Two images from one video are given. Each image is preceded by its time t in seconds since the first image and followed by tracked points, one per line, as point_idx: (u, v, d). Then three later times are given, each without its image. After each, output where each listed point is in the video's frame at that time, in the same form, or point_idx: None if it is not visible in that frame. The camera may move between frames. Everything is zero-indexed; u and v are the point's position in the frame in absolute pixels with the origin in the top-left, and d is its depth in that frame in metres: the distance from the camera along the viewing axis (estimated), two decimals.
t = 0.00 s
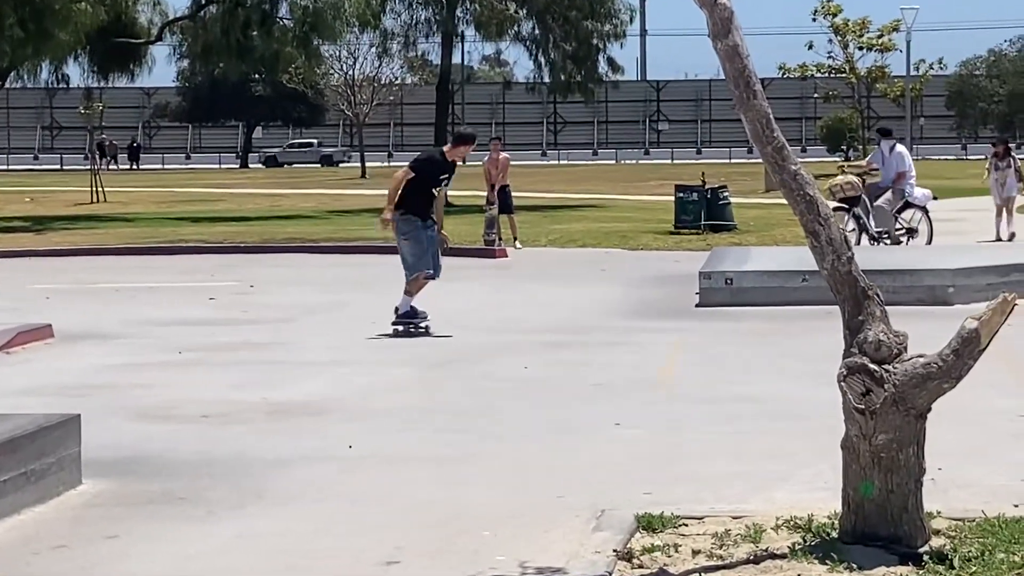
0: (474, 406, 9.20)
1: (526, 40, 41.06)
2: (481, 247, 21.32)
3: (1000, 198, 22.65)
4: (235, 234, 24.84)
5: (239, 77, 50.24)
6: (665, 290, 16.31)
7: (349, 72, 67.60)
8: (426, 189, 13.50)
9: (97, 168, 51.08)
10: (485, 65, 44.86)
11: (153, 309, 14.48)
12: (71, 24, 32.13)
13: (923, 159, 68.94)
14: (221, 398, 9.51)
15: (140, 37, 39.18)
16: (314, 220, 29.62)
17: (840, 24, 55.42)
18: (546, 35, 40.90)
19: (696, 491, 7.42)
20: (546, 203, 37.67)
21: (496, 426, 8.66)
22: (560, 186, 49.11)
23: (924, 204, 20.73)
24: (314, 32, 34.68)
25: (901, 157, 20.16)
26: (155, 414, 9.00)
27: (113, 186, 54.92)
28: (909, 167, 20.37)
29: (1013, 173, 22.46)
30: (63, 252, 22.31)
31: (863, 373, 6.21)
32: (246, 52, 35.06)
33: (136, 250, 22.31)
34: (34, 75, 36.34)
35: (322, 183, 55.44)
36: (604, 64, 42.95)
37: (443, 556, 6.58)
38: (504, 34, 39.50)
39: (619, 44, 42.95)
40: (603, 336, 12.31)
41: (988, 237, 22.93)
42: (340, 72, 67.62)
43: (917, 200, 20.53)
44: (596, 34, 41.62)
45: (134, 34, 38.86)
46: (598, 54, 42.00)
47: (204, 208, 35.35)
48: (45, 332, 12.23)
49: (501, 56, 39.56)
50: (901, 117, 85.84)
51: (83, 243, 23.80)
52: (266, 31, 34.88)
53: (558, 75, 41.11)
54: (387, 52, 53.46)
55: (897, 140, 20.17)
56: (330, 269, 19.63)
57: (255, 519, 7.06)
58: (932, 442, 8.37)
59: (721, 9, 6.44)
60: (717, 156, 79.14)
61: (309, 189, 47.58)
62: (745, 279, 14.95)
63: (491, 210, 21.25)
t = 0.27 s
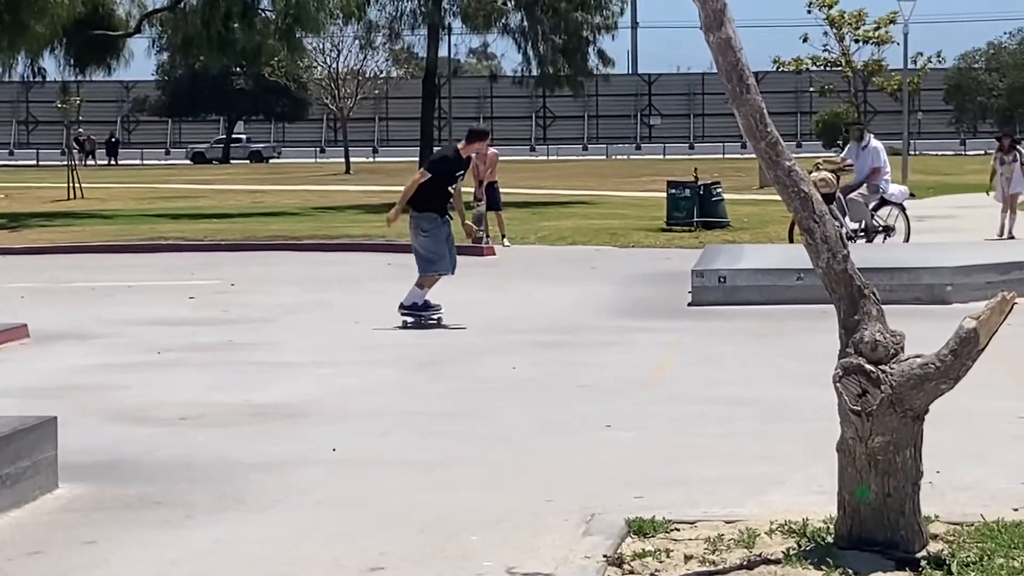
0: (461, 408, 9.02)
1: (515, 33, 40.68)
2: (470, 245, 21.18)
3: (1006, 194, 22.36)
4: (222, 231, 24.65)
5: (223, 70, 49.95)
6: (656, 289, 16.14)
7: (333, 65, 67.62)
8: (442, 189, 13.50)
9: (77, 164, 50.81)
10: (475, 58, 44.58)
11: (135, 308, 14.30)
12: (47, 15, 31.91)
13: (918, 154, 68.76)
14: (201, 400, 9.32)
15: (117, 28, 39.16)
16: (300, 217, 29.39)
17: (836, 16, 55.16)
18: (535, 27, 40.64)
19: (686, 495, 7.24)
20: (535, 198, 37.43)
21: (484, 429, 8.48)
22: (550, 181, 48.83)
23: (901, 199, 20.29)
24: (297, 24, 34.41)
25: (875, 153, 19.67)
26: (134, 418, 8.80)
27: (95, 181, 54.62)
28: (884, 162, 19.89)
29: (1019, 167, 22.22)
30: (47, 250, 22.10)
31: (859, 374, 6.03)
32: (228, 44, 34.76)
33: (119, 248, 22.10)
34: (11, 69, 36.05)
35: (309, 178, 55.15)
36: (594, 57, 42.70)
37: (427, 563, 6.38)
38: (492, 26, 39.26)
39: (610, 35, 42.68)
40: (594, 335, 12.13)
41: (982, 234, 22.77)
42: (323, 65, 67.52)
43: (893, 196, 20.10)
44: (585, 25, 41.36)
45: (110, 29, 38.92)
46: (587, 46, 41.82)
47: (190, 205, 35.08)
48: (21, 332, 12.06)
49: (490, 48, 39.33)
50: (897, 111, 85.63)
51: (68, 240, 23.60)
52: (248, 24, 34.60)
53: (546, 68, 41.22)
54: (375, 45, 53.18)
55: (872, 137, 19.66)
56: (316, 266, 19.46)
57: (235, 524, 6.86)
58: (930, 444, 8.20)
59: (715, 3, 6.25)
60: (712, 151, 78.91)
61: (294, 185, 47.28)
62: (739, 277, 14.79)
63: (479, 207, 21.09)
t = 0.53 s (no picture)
0: (450, 409, 8.95)
1: (505, 29, 40.57)
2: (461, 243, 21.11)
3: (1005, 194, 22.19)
4: (210, 229, 24.54)
5: (209, 68, 49.69)
6: (648, 287, 16.06)
7: (322, 61, 67.45)
8: (473, 189, 13.73)
9: (61, 162, 50.47)
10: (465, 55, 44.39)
11: (124, 307, 14.21)
12: (33, 11, 32.09)
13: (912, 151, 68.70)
14: (188, 401, 9.25)
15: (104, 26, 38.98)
16: (289, 216, 29.26)
17: (829, 12, 55.02)
18: (525, 23, 40.48)
19: (678, 496, 7.16)
20: (525, 197, 37.25)
21: (473, 430, 8.40)
22: (539, 181, 48.61)
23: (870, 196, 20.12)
24: (285, 21, 34.30)
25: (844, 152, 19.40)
26: (118, 419, 8.74)
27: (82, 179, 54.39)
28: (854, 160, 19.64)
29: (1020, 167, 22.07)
30: (36, 248, 22.00)
31: (853, 373, 5.93)
32: (216, 41, 34.61)
33: (109, 246, 22.01)
34: None
35: (298, 176, 54.98)
36: (586, 53, 42.48)
37: (417, 563, 6.29)
38: (482, 22, 39.04)
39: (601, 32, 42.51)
40: (585, 335, 12.06)
41: (974, 233, 22.71)
42: (313, 61, 67.44)
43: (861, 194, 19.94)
44: (575, 21, 41.18)
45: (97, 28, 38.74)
46: (578, 43, 41.61)
47: (178, 203, 34.94)
48: (8, 331, 11.98)
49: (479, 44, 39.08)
50: (891, 107, 85.51)
51: (57, 238, 23.49)
52: (236, 20, 34.43)
53: (536, 65, 40.97)
54: (365, 41, 52.97)
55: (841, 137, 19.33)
56: (306, 264, 19.38)
57: (223, 524, 6.79)
58: (923, 445, 8.13)
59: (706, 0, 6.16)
60: (706, 147, 78.80)
61: (280, 183, 47.00)
62: (731, 275, 14.71)
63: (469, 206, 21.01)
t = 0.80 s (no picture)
0: (442, 408, 8.95)
1: (497, 28, 40.70)
2: (453, 241, 21.08)
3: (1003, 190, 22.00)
4: (202, 228, 24.52)
5: (198, 67, 49.54)
6: (640, 286, 16.06)
7: (314, 60, 67.48)
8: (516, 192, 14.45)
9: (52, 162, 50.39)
10: (454, 55, 44.28)
11: (116, 306, 14.20)
12: (26, 11, 32.19)
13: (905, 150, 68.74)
14: (179, 399, 9.26)
15: (96, 25, 38.50)
16: (281, 213, 29.26)
17: (822, 11, 55.01)
18: (517, 21, 40.57)
19: (669, 495, 7.15)
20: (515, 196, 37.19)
21: (464, 429, 8.40)
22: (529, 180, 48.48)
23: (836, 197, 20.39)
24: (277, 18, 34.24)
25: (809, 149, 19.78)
26: (109, 417, 8.75)
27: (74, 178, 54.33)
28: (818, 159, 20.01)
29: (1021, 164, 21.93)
30: (30, 247, 21.97)
31: (844, 374, 5.89)
32: (208, 39, 34.64)
33: (103, 244, 22.02)
34: None
35: (291, 174, 54.97)
36: (577, 53, 42.40)
37: (408, 561, 6.29)
38: (475, 21, 39.02)
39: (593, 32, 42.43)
40: (577, 334, 12.06)
41: (967, 232, 22.73)
42: (305, 60, 67.43)
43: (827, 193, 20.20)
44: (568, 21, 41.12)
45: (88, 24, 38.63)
46: (571, 42, 41.53)
47: (171, 202, 35.02)
48: None
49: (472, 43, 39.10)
50: (885, 105, 85.44)
51: (50, 237, 23.46)
52: (228, 18, 34.38)
53: (528, 64, 40.89)
54: (358, 41, 52.85)
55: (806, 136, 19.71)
56: (298, 263, 19.38)
57: (213, 524, 6.79)
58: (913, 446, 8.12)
59: None
60: (701, 145, 78.85)
61: (269, 183, 46.84)
62: (724, 274, 14.72)
63: (462, 204, 20.96)
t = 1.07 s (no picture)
0: (435, 406, 8.95)
1: (491, 26, 40.77)
2: (446, 240, 21.06)
3: (1007, 191, 22.04)
4: (195, 227, 24.47)
5: (190, 65, 49.51)
6: (633, 284, 16.06)
7: (308, 58, 67.53)
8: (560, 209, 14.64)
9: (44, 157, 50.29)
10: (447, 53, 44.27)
11: (109, 305, 14.19)
12: (19, 9, 32.29)
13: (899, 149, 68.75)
14: (172, 398, 9.26)
15: (88, 23, 38.42)
16: (274, 212, 29.25)
17: (816, 10, 55.08)
18: (511, 20, 40.57)
19: (661, 495, 7.15)
20: (508, 195, 37.18)
21: (458, 428, 8.40)
22: (521, 178, 48.45)
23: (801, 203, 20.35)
24: (270, 17, 33.99)
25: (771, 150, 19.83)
26: (102, 416, 8.75)
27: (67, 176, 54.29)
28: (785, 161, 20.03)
29: None
30: (23, 245, 21.94)
31: (837, 374, 5.87)
32: (201, 37, 34.73)
33: (96, 243, 22.02)
34: None
35: (283, 173, 55.01)
36: (571, 52, 42.40)
37: (402, 562, 6.29)
38: (470, 20, 38.99)
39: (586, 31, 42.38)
40: (571, 333, 12.07)
41: (960, 231, 22.74)
42: (298, 58, 67.47)
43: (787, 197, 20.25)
44: (561, 19, 41.09)
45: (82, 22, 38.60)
46: (565, 41, 41.49)
47: (160, 201, 34.96)
48: None
49: (466, 42, 39.09)
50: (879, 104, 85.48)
51: (42, 235, 23.44)
52: (222, 17, 34.34)
53: (522, 63, 40.85)
54: (352, 40, 52.86)
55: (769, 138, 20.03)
56: (291, 262, 19.36)
57: (208, 522, 6.79)
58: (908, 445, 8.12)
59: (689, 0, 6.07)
60: (695, 144, 78.83)
61: (262, 180, 46.81)
62: (718, 272, 14.72)
63: (456, 202, 20.95)
